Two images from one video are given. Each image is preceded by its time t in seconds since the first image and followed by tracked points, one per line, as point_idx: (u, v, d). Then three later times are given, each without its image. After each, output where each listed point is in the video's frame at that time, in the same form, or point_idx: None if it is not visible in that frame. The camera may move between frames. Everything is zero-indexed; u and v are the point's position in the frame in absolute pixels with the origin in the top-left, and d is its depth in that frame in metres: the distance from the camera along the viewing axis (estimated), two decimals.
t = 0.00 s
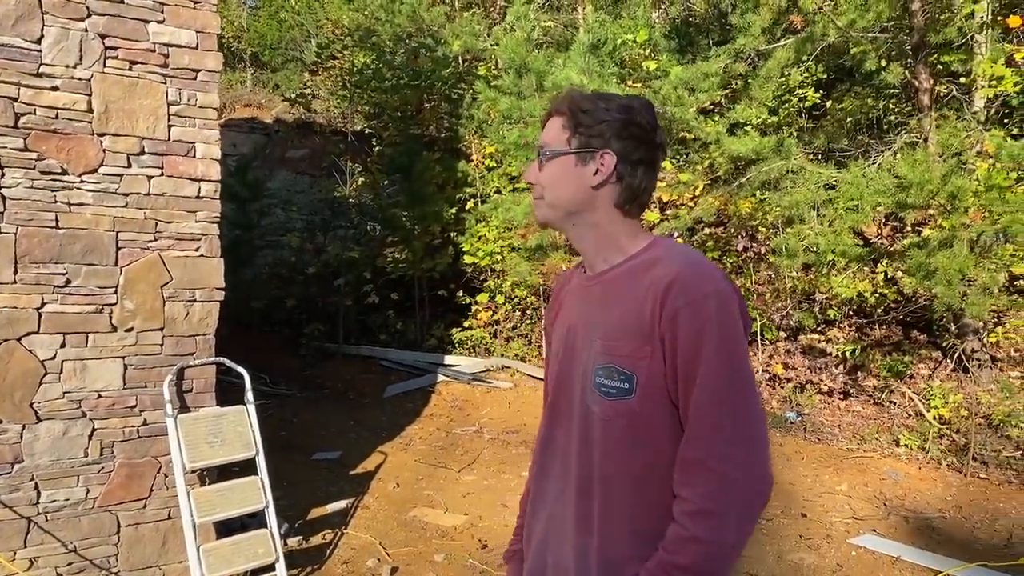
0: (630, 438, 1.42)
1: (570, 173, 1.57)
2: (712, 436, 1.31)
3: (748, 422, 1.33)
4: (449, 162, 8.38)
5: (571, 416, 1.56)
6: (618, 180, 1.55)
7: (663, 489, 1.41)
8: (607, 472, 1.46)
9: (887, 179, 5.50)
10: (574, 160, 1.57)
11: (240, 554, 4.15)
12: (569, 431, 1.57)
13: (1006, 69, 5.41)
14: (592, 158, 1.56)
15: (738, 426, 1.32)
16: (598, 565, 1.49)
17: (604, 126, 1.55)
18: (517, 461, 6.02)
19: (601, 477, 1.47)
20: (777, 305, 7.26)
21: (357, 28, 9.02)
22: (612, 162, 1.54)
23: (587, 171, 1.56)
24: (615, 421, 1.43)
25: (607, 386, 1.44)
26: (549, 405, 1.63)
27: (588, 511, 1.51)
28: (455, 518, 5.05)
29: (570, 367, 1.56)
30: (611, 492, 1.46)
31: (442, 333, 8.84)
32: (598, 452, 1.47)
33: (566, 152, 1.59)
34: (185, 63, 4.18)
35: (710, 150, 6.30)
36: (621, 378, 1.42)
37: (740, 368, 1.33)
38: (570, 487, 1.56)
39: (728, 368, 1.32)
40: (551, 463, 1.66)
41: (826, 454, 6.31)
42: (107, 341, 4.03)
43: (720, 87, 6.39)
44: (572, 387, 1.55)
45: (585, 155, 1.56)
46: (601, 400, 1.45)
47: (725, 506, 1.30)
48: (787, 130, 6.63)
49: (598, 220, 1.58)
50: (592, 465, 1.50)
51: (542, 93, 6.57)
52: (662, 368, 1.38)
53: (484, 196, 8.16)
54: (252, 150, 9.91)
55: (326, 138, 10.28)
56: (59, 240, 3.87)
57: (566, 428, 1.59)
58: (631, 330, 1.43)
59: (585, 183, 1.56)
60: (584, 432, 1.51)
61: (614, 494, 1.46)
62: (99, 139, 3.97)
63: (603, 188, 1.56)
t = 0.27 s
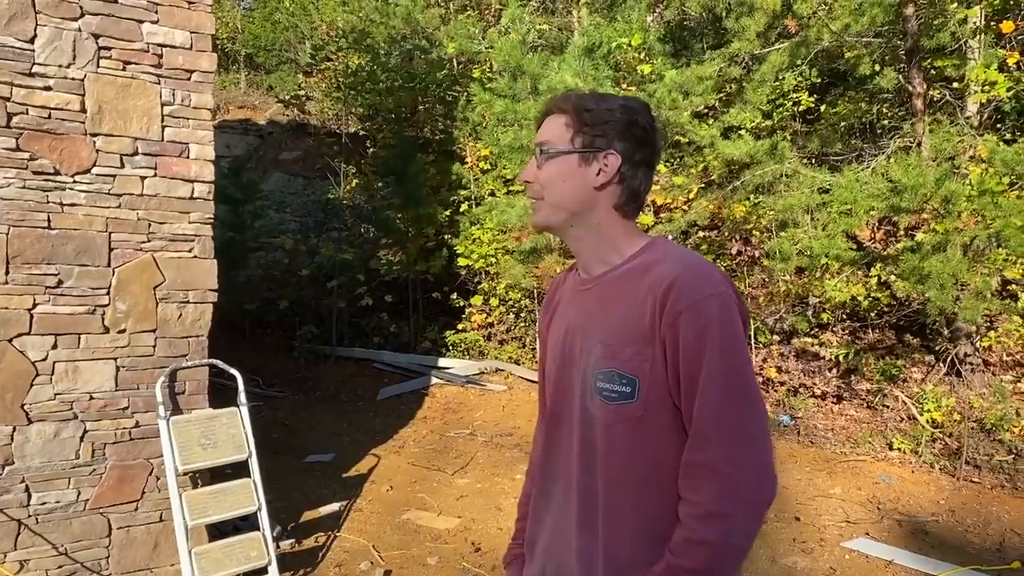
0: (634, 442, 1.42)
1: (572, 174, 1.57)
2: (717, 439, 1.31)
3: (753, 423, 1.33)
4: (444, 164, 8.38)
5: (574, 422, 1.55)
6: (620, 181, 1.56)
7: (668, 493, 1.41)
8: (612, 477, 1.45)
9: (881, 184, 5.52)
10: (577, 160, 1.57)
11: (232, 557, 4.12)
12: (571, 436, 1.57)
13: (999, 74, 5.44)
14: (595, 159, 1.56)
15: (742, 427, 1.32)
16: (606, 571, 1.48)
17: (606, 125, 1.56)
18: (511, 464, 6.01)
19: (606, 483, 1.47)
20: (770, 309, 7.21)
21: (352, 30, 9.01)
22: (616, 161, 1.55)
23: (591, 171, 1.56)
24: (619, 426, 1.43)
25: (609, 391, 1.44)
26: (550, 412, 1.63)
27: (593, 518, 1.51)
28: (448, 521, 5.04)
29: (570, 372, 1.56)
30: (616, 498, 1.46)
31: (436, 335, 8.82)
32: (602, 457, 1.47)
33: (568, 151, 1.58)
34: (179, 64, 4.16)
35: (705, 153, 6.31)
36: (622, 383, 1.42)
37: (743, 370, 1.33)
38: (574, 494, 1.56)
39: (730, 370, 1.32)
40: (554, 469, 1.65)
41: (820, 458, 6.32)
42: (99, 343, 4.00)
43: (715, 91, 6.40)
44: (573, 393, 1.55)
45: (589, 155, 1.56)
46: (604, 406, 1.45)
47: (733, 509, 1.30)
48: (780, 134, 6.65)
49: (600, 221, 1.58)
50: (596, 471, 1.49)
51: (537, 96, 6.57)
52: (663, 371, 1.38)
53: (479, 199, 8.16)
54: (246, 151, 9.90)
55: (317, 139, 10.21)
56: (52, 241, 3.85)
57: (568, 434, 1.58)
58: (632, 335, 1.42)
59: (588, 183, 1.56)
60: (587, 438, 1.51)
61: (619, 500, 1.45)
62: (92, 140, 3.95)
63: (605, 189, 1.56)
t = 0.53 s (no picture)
0: (640, 450, 1.42)
1: (628, 189, 1.55)
2: (726, 447, 1.32)
3: (760, 430, 1.34)
4: (441, 168, 8.38)
5: (577, 430, 1.55)
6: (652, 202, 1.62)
7: (675, 501, 1.42)
8: (618, 486, 1.46)
9: (877, 190, 5.55)
10: (639, 178, 1.55)
11: (228, 563, 4.11)
12: (574, 445, 1.57)
13: (995, 81, 5.48)
14: (643, 177, 1.57)
15: (751, 434, 1.33)
16: None
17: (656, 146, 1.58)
18: (507, 469, 6.00)
19: (613, 492, 1.47)
20: (767, 314, 7.20)
21: (349, 34, 9.02)
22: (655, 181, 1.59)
23: (643, 190, 1.57)
24: (625, 435, 1.43)
25: (615, 400, 1.44)
26: (551, 420, 1.63)
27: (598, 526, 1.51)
28: (444, 527, 5.02)
29: (574, 380, 1.56)
30: (622, 507, 1.46)
31: (432, 339, 8.81)
32: (608, 466, 1.47)
33: (633, 166, 1.55)
34: (177, 67, 4.15)
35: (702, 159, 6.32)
36: (629, 392, 1.42)
37: (751, 378, 1.34)
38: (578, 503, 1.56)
39: (739, 378, 1.33)
40: (555, 478, 1.65)
41: (816, 464, 6.33)
42: (95, 347, 3.98)
43: (712, 96, 6.42)
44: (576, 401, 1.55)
45: (642, 172, 1.56)
46: (609, 415, 1.45)
47: (742, 516, 1.31)
48: (777, 139, 6.67)
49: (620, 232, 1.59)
50: (601, 479, 1.49)
51: (535, 101, 6.58)
52: (671, 380, 1.39)
53: (476, 203, 8.17)
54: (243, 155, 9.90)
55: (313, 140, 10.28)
56: (48, 245, 3.83)
57: (571, 442, 1.58)
58: (639, 344, 1.43)
59: (634, 201, 1.57)
60: (592, 447, 1.51)
61: (626, 508, 1.45)
62: (89, 143, 3.93)
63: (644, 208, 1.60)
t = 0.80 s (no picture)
0: (649, 456, 1.43)
1: (646, 197, 1.56)
2: (740, 453, 1.35)
3: (770, 436, 1.37)
4: (439, 173, 8.38)
5: (579, 436, 1.55)
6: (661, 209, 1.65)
7: (682, 506, 1.43)
8: (625, 492, 1.46)
9: (876, 196, 5.55)
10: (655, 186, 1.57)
11: (225, 568, 4.09)
12: (575, 451, 1.57)
13: (994, 87, 5.50)
14: (657, 185, 1.59)
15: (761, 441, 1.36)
16: None
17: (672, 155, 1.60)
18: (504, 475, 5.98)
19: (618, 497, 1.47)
20: (766, 320, 7.19)
21: (349, 38, 9.02)
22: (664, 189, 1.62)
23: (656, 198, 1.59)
24: (634, 441, 1.44)
25: (624, 406, 1.44)
26: (550, 425, 1.62)
27: (601, 533, 1.51)
28: (442, 532, 5.01)
29: (577, 386, 1.56)
30: (628, 512, 1.47)
31: (430, 344, 8.80)
32: (614, 472, 1.48)
33: (651, 175, 1.57)
34: (176, 71, 4.15)
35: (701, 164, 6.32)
36: (639, 398, 1.43)
37: (761, 385, 1.38)
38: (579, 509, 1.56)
39: (751, 386, 1.36)
40: (552, 483, 1.64)
41: (814, 470, 6.32)
42: (93, 351, 3.97)
43: (711, 102, 6.43)
44: (579, 406, 1.55)
45: (657, 181, 1.58)
46: (618, 421, 1.46)
47: (755, 521, 1.34)
48: (776, 145, 6.67)
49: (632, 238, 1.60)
50: (605, 485, 1.50)
51: (534, 106, 6.58)
52: (682, 386, 1.40)
53: (474, 208, 8.17)
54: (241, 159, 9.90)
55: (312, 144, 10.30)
56: (46, 248, 3.82)
57: (571, 448, 1.58)
58: (649, 350, 1.43)
59: (649, 208, 1.58)
60: (596, 453, 1.51)
61: (632, 515, 1.46)
62: (88, 146, 3.93)
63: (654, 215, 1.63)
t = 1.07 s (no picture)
0: (644, 464, 1.44)
1: (642, 206, 1.57)
2: (735, 461, 1.36)
3: (764, 443, 1.39)
4: (439, 179, 8.40)
5: (572, 443, 1.55)
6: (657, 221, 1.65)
7: (676, 514, 1.44)
8: (619, 499, 1.47)
9: (875, 203, 5.56)
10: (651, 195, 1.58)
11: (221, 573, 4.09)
12: (568, 458, 1.57)
13: (992, 96, 5.52)
14: (655, 195, 1.59)
15: (756, 449, 1.38)
16: None
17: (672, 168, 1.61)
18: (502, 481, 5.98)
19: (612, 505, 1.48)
20: (764, 327, 7.19)
21: (350, 44, 9.05)
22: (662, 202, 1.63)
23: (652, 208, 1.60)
24: (629, 449, 1.45)
25: (620, 414, 1.45)
26: (542, 432, 1.62)
27: (594, 540, 1.51)
28: (439, 539, 5.00)
29: (571, 393, 1.56)
30: (622, 519, 1.47)
31: (429, 350, 8.81)
32: (608, 479, 1.48)
33: (645, 183, 1.57)
34: (176, 76, 4.17)
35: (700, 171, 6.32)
36: (635, 406, 1.43)
37: (755, 392, 1.40)
38: (571, 516, 1.56)
39: (746, 394, 1.38)
40: (543, 491, 1.64)
41: (813, 477, 6.32)
42: (90, 355, 3.98)
43: (710, 109, 6.44)
44: (572, 413, 1.55)
45: (653, 190, 1.59)
46: (613, 429, 1.46)
47: (750, 528, 1.35)
48: (775, 152, 6.69)
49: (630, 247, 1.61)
50: (598, 492, 1.50)
51: (533, 112, 6.59)
52: (678, 394, 1.41)
53: (474, 214, 8.19)
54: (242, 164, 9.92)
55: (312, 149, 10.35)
56: (44, 253, 3.83)
57: (563, 454, 1.58)
58: (645, 357, 1.44)
59: (645, 218, 1.59)
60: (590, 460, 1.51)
61: (626, 521, 1.46)
62: (87, 151, 3.94)
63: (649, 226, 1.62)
